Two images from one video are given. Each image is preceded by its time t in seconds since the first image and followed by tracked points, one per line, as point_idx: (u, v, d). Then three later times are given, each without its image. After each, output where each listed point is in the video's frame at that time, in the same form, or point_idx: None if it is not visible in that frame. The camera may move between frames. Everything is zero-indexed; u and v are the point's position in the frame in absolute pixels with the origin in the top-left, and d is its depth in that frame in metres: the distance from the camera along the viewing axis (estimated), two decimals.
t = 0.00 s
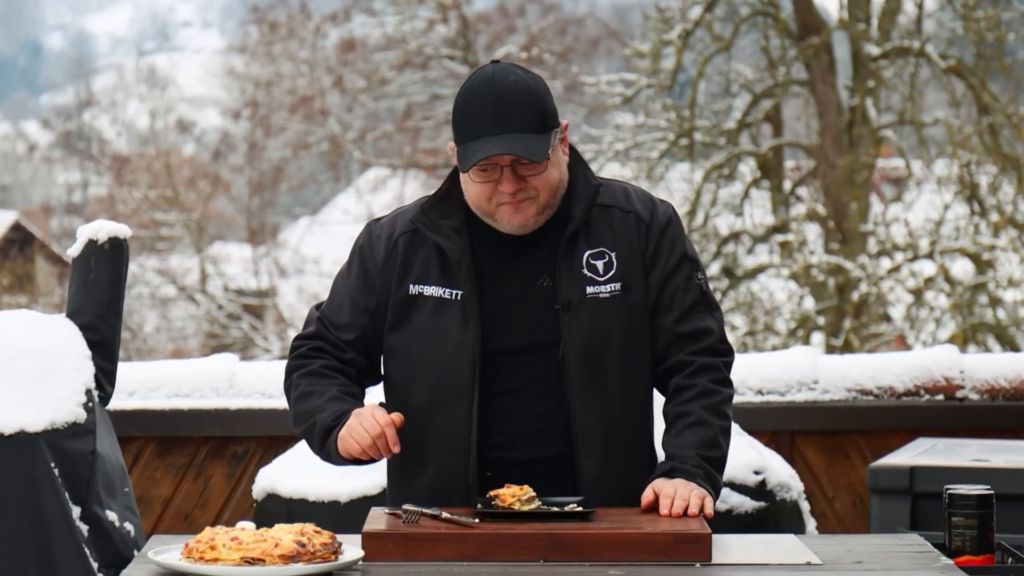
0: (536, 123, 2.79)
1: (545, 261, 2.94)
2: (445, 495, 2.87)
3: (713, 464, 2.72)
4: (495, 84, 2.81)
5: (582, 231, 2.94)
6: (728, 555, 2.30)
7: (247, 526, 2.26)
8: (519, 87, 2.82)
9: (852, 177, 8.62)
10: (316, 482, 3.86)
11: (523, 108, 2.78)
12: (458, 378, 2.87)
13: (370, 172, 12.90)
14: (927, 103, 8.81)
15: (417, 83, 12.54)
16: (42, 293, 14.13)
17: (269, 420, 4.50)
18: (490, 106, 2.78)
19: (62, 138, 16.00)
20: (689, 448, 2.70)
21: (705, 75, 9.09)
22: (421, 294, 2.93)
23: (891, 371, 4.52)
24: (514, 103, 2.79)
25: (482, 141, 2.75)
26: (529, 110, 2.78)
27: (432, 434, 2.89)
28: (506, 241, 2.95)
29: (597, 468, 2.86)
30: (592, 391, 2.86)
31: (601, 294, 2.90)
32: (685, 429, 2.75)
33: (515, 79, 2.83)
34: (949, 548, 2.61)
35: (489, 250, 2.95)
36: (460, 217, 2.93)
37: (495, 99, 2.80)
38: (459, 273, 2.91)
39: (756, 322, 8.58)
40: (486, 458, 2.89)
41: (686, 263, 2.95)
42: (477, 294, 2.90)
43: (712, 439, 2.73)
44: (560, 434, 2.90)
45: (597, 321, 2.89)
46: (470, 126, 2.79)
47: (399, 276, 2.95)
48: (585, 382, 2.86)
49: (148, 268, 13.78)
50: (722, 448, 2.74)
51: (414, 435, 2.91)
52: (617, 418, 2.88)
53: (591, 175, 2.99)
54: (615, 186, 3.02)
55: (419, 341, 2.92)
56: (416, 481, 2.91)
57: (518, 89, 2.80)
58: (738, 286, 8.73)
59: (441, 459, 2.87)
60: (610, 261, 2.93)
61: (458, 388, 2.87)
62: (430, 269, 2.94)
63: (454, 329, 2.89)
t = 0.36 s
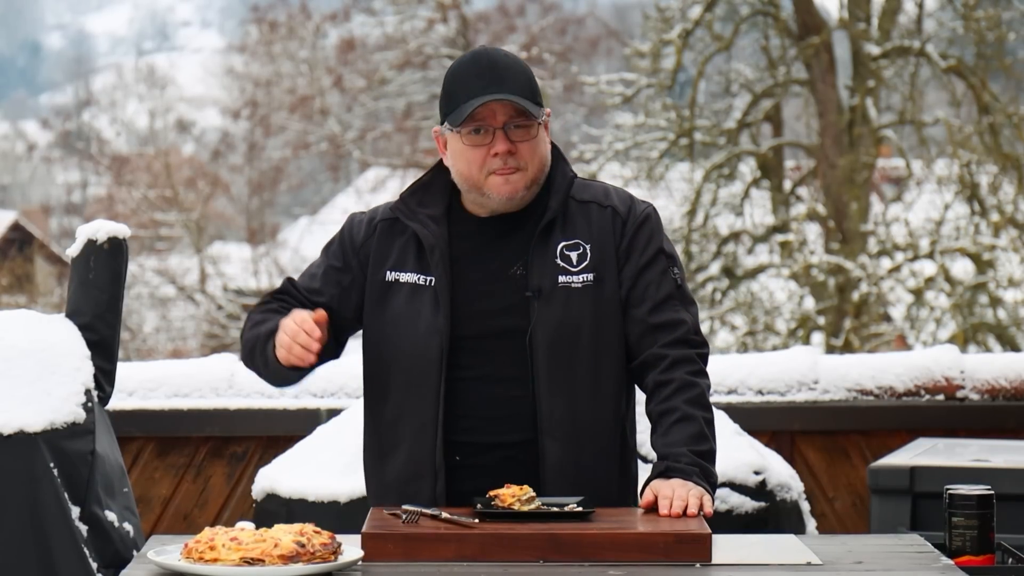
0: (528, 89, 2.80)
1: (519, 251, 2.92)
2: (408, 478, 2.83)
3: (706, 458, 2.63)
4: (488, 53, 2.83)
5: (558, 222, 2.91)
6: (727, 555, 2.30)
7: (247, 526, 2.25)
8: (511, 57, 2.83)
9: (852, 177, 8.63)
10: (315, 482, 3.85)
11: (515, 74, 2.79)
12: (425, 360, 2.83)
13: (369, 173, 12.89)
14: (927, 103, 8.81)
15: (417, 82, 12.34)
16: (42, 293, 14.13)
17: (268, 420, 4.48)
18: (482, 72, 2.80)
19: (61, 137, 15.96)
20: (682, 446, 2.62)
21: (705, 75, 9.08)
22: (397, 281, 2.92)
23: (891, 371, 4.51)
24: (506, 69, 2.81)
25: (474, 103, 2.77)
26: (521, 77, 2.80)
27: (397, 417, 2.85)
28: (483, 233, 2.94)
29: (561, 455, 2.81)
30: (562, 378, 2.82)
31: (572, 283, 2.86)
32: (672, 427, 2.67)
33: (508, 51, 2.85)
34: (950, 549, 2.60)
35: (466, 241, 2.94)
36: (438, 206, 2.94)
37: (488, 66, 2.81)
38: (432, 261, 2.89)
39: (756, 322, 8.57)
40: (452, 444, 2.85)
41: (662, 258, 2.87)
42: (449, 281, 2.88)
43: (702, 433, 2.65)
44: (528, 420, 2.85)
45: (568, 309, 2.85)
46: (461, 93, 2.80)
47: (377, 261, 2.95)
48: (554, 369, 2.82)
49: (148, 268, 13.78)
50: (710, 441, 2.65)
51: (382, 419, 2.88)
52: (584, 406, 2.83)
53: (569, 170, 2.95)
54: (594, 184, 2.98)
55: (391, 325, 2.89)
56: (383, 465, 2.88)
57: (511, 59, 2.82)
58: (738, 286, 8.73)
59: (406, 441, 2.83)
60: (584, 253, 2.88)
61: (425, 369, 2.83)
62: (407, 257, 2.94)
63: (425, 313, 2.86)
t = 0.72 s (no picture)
0: (501, 103, 2.78)
1: (515, 266, 2.90)
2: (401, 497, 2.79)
3: (707, 460, 2.63)
4: (464, 67, 2.79)
5: (553, 237, 2.90)
6: (727, 554, 2.29)
7: (247, 526, 2.25)
8: (488, 71, 2.81)
9: (852, 177, 8.62)
10: (315, 482, 3.85)
11: (490, 88, 2.77)
12: (423, 381, 2.80)
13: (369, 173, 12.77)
14: (927, 103, 8.81)
15: (417, 82, 12.32)
16: (41, 293, 14.14)
17: (267, 420, 4.47)
18: (457, 85, 2.77)
19: (61, 138, 15.94)
20: (682, 447, 2.62)
21: (705, 75, 9.08)
22: (391, 294, 2.88)
23: (891, 371, 4.50)
24: (481, 83, 2.78)
25: (445, 114, 2.74)
26: (496, 91, 2.78)
27: (394, 433, 2.82)
28: (478, 246, 2.92)
29: (568, 474, 2.81)
30: (562, 398, 2.81)
31: (571, 300, 2.85)
32: (675, 428, 2.68)
33: (483, 66, 2.83)
34: (950, 549, 2.59)
35: (462, 256, 2.91)
36: (432, 223, 2.89)
37: (464, 81, 2.78)
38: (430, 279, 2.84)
39: (756, 322, 8.57)
40: (449, 463, 2.83)
41: (658, 265, 2.89)
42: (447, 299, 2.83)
43: (703, 436, 2.65)
44: (528, 440, 2.83)
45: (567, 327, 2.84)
46: (435, 104, 2.77)
47: (373, 273, 2.91)
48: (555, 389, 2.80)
49: (147, 268, 13.78)
50: (713, 444, 2.66)
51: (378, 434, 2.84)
52: (586, 424, 2.83)
53: (562, 181, 2.95)
54: (586, 192, 2.99)
55: (387, 343, 2.86)
56: (377, 479, 2.84)
57: (487, 72, 2.80)
58: (738, 286, 8.73)
59: (401, 462, 2.79)
60: (580, 268, 2.88)
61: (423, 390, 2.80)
62: (402, 271, 2.90)
63: (422, 333, 2.83)
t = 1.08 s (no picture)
0: (510, 97, 2.80)
1: (527, 270, 2.91)
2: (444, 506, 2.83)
3: (707, 459, 2.62)
4: (468, 62, 2.82)
5: (561, 241, 2.91)
6: (728, 555, 2.29)
7: (247, 527, 2.25)
8: (496, 67, 2.83)
9: (852, 176, 8.61)
10: (314, 482, 3.84)
11: (497, 83, 2.79)
12: (449, 392, 2.82)
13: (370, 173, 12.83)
14: (927, 103, 8.82)
15: (416, 82, 12.32)
16: (41, 293, 14.15)
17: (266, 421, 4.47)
18: (464, 82, 2.78)
19: (61, 137, 15.93)
20: (682, 446, 2.60)
21: (705, 75, 9.08)
22: (408, 307, 2.88)
23: (891, 371, 4.50)
24: (489, 78, 2.80)
25: (453, 112, 2.77)
26: (504, 86, 2.79)
27: (424, 442, 2.85)
28: (490, 253, 2.92)
29: (591, 476, 2.82)
30: (579, 403, 2.82)
31: (583, 302, 2.87)
32: (675, 428, 2.67)
33: (490, 64, 2.85)
34: (950, 549, 2.59)
35: (475, 263, 2.91)
36: (444, 229, 2.89)
37: (471, 76, 2.79)
38: (446, 288, 2.86)
39: (756, 322, 8.57)
40: (478, 470, 2.85)
41: (658, 265, 2.91)
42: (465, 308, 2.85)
43: (701, 434, 2.64)
44: (550, 443, 2.86)
45: (581, 330, 2.86)
46: (442, 101, 2.79)
47: (388, 287, 2.90)
48: (573, 392, 2.82)
49: (147, 268, 13.78)
50: (713, 443, 2.64)
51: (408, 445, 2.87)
52: (605, 424, 2.85)
53: (566, 183, 2.97)
54: (588, 194, 3.00)
55: (410, 356, 2.87)
56: (411, 491, 2.87)
57: (494, 69, 2.82)
58: (738, 286, 8.73)
59: (435, 471, 2.83)
60: (590, 269, 2.90)
61: (449, 400, 2.82)
62: (416, 282, 2.90)
63: (443, 343, 2.84)
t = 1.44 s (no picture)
0: (525, 81, 2.81)
1: (527, 252, 2.89)
2: (430, 484, 2.77)
3: (705, 458, 2.60)
4: (487, 43, 2.83)
5: (563, 224, 2.89)
6: (728, 555, 2.29)
7: (247, 526, 2.25)
8: (514, 52, 2.84)
9: (852, 176, 8.60)
10: (314, 482, 3.85)
11: (514, 67, 2.80)
12: (444, 365, 2.78)
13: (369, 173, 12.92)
14: (927, 103, 8.82)
15: (416, 83, 12.32)
16: (41, 293, 14.13)
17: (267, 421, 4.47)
18: (479, 62, 2.79)
19: (61, 138, 15.95)
20: (680, 447, 2.59)
21: (705, 75, 9.09)
22: (407, 282, 2.85)
23: (891, 371, 4.50)
24: (505, 60, 2.80)
25: (466, 89, 2.78)
26: (518, 70, 2.80)
27: (414, 419, 2.79)
28: (492, 234, 2.90)
29: (578, 459, 2.78)
30: (574, 381, 2.79)
31: (582, 285, 2.84)
32: (672, 427, 2.65)
33: (508, 49, 2.86)
34: (950, 549, 2.59)
35: (475, 244, 2.89)
36: (446, 207, 2.89)
37: (487, 56, 2.80)
38: (446, 263, 2.84)
39: (756, 322, 8.58)
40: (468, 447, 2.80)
41: (660, 258, 2.88)
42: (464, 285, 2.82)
43: (699, 435, 2.62)
44: (543, 424, 2.81)
45: (579, 312, 2.83)
46: (456, 79, 2.80)
47: (388, 261, 2.87)
48: (569, 372, 2.79)
49: (147, 268, 13.78)
50: (710, 442, 2.63)
51: (398, 422, 2.82)
52: (597, 407, 2.81)
53: (572, 170, 2.95)
54: (594, 185, 2.98)
55: (405, 331, 2.83)
56: (398, 469, 2.81)
57: (512, 54, 2.83)
58: (738, 286, 8.72)
59: (425, 446, 2.77)
60: (592, 254, 2.86)
61: (443, 373, 2.78)
62: (416, 258, 2.87)
63: (440, 317, 2.81)
